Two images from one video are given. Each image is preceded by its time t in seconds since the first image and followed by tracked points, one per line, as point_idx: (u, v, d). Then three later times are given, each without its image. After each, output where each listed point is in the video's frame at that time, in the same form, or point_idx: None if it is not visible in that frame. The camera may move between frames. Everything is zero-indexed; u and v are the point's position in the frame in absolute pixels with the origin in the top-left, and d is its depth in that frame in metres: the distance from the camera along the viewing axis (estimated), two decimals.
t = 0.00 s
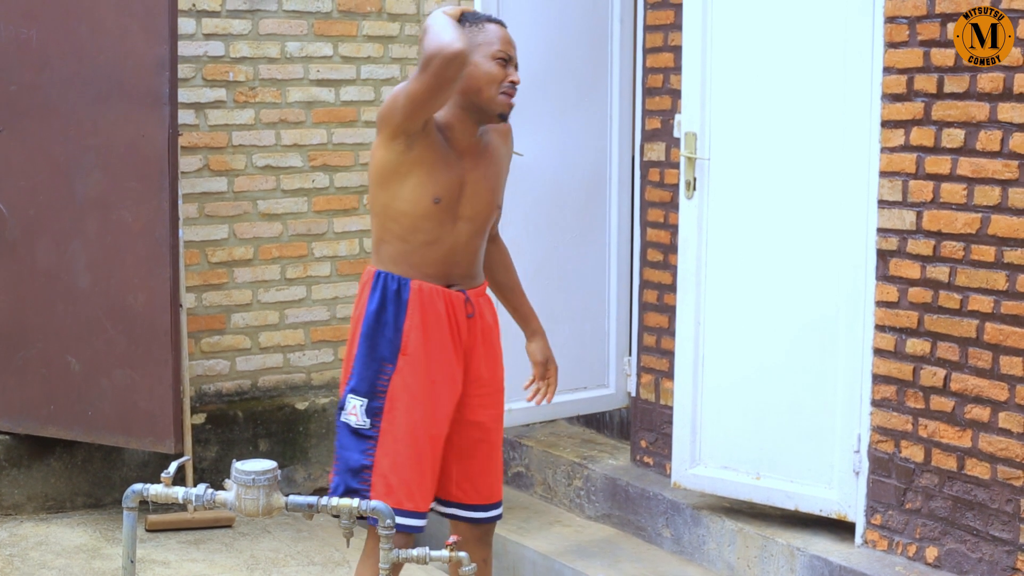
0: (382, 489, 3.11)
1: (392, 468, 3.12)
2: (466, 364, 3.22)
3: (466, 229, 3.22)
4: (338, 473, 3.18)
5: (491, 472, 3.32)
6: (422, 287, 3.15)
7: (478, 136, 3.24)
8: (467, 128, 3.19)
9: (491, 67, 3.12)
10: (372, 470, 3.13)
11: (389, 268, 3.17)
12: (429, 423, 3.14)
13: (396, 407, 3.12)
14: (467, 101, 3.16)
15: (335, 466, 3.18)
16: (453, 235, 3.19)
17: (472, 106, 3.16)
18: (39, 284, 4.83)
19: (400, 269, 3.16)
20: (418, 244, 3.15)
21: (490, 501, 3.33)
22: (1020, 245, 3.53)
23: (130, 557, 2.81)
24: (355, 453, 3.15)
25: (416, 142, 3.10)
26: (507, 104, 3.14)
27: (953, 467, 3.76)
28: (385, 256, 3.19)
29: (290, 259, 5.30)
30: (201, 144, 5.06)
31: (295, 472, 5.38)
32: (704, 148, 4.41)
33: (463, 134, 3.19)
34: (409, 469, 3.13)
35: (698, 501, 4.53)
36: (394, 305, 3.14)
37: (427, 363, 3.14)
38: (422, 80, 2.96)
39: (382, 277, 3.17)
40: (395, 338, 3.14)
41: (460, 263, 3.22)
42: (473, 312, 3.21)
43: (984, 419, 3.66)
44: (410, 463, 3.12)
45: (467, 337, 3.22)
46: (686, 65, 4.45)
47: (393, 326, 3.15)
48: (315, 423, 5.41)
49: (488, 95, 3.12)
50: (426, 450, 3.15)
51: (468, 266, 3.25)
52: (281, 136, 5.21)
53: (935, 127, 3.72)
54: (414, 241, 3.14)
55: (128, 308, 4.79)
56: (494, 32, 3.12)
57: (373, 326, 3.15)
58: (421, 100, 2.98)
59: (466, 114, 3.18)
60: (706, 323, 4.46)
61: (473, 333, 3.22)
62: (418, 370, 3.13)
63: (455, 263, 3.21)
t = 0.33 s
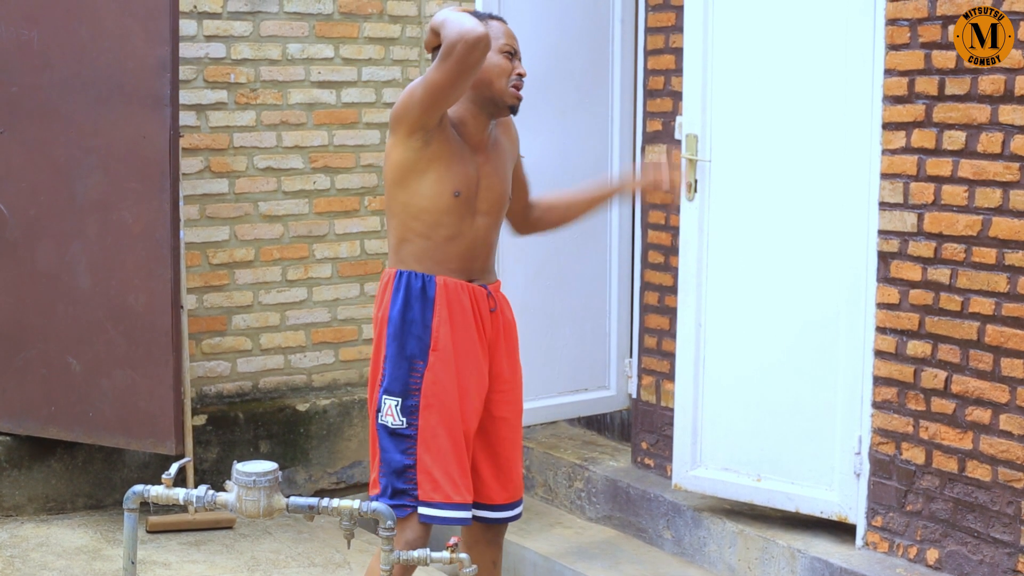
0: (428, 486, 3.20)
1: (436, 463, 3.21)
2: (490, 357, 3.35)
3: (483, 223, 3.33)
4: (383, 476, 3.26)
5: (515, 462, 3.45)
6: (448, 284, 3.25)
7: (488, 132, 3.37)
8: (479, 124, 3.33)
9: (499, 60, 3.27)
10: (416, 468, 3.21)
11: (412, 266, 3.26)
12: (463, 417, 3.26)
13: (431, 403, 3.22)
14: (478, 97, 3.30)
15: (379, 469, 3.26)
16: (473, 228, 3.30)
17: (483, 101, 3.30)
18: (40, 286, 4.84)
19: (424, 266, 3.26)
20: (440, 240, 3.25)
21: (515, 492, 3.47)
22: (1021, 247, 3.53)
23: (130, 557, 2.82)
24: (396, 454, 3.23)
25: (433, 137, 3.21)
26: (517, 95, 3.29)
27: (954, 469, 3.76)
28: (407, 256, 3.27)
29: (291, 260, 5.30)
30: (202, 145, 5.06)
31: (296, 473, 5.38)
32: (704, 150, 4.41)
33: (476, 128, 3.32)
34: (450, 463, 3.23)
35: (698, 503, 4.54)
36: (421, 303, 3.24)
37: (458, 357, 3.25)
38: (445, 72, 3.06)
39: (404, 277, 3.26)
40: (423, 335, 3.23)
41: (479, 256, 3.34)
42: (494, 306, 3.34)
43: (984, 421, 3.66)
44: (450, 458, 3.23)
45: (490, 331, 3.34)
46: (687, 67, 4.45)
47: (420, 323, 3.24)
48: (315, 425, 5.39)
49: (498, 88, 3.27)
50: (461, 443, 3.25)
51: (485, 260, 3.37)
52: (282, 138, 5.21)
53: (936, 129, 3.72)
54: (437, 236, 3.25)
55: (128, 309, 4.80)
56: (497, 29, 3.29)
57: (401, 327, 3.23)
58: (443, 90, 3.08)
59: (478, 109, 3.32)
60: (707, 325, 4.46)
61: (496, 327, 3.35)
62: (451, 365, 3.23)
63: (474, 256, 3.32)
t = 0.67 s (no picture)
0: (406, 486, 3.19)
1: (414, 465, 3.20)
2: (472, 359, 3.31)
3: (466, 222, 3.32)
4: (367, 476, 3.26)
5: (501, 465, 3.42)
6: (428, 282, 3.23)
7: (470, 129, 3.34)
8: (459, 123, 3.30)
9: (474, 59, 3.22)
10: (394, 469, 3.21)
11: (393, 266, 3.25)
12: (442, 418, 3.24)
13: (410, 402, 3.21)
14: (457, 96, 3.27)
15: (364, 469, 3.27)
16: (453, 227, 3.29)
17: (461, 100, 3.27)
18: (40, 285, 4.84)
19: (405, 265, 3.24)
20: (420, 239, 3.24)
21: (502, 496, 3.43)
22: (1021, 246, 3.53)
23: (130, 555, 2.81)
24: (378, 453, 3.23)
25: (410, 136, 3.20)
26: (495, 93, 3.24)
27: (954, 468, 3.76)
28: (388, 255, 3.26)
29: (291, 260, 5.30)
30: (202, 145, 5.06)
31: (296, 472, 5.38)
32: (704, 149, 4.41)
33: (456, 126, 3.30)
34: (429, 464, 3.21)
35: (699, 503, 4.54)
36: (400, 301, 3.22)
37: (438, 358, 3.23)
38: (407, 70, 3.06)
39: (385, 276, 3.24)
40: (403, 333, 3.22)
41: (460, 255, 3.31)
42: (477, 306, 3.30)
43: (985, 420, 3.66)
44: (429, 458, 3.21)
45: (473, 331, 3.31)
46: (687, 66, 4.45)
47: (400, 322, 3.23)
48: (315, 424, 5.40)
49: (474, 87, 3.23)
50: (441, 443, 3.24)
51: (468, 259, 3.34)
52: (282, 137, 5.21)
53: (936, 128, 3.72)
54: (415, 235, 3.24)
55: (128, 308, 4.79)
56: (474, 27, 3.23)
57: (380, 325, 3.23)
58: (411, 89, 3.08)
59: (457, 108, 3.29)
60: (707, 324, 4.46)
61: (479, 327, 3.31)
62: (429, 364, 3.21)
63: (455, 255, 3.30)
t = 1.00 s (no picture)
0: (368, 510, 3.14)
1: (374, 487, 3.17)
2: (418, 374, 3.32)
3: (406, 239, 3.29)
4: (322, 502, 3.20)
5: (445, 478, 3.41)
6: (379, 301, 3.20)
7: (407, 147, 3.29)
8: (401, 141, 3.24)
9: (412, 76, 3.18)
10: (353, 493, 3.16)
11: (339, 286, 3.20)
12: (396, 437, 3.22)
13: (367, 426, 3.17)
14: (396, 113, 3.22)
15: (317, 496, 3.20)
16: (396, 247, 3.26)
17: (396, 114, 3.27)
18: (40, 287, 4.84)
19: (353, 286, 3.20)
20: (367, 262, 3.20)
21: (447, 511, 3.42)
22: (1022, 247, 3.53)
23: (129, 557, 2.80)
24: (335, 479, 3.18)
25: (358, 165, 3.12)
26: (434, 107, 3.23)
27: (954, 470, 3.76)
28: (331, 278, 3.21)
29: (291, 261, 5.30)
30: (203, 146, 5.07)
31: (296, 474, 5.39)
32: (704, 151, 4.41)
33: (397, 147, 3.24)
34: (385, 484, 3.19)
35: (698, 504, 4.54)
36: (352, 323, 3.18)
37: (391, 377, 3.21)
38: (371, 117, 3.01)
39: (333, 297, 3.19)
40: (356, 355, 3.18)
41: (399, 274, 3.29)
42: (421, 321, 3.31)
43: (985, 421, 3.66)
44: (386, 478, 3.19)
45: (418, 348, 3.31)
46: (687, 68, 4.45)
47: (352, 343, 3.19)
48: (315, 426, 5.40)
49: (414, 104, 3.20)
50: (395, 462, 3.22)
51: (405, 276, 3.32)
52: (282, 139, 5.21)
53: (936, 130, 3.73)
54: (362, 259, 3.19)
55: (128, 310, 4.79)
56: (406, 38, 3.25)
57: (332, 347, 3.18)
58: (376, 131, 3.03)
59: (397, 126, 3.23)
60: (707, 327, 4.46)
61: (423, 343, 3.32)
62: (384, 384, 3.19)
63: (395, 274, 3.27)
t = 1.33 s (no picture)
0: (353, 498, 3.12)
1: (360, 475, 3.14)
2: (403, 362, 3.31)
3: (390, 228, 3.27)
4: (305, 493, 3.15)
5: (427, 469, 3.39)
6: (365, 290, 3.19)
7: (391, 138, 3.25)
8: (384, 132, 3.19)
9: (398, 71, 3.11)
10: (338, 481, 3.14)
11: (325, 276, 3.19)
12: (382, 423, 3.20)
13: (355, 413, 3.14)
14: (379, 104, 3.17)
15: (300, 485, 3.15)
16: (380, 237, 3.24)
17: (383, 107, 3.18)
18: (40, 286, 4.84)
19: (338, 275, 3.19)
20: (351, 252, 3.19)
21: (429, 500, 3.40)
22: (1021, 247, 3.53)
23: (130, 556, 2.80)
24: (320, 467, 3.14)
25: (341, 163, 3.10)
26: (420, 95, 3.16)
27: (954, 469, 3.76)
28: (317, 267, 3.20)
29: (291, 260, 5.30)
30: (203, 145, 5.07)
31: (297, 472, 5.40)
32: (704, 149, 4.41)
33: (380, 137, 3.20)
34: (372, 473, 3.17)
35: (699, 503, 4.54)
36: (339, 311, 3.16)
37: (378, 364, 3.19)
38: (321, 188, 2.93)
39: (318, 286, 3.17)
40: (343, 343, 3.15)
41: (383, 263, 3.27)
42: (405, 308, 3.30)
43: (985, 421, 3.66)
44: (372, 467, 3.16)
45: (403, 335, 3.30)
46: (687, 67, 4.44)
47: (339, 331, 3.16)
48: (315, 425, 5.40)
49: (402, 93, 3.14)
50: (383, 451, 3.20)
51: (389, 263, 3.30)
52: (282, 138, 5.21)
53: (936, 129, 3.72)
54: (345, 249, 3.18)
55: (128, 309, 4.79)
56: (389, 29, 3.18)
57: (318, 335, 3.15)
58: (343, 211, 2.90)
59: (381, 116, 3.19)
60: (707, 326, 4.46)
61: (408, 330, 3.31)
62: (371, 372, 3.16)
63: (379, 262, 3.25)
